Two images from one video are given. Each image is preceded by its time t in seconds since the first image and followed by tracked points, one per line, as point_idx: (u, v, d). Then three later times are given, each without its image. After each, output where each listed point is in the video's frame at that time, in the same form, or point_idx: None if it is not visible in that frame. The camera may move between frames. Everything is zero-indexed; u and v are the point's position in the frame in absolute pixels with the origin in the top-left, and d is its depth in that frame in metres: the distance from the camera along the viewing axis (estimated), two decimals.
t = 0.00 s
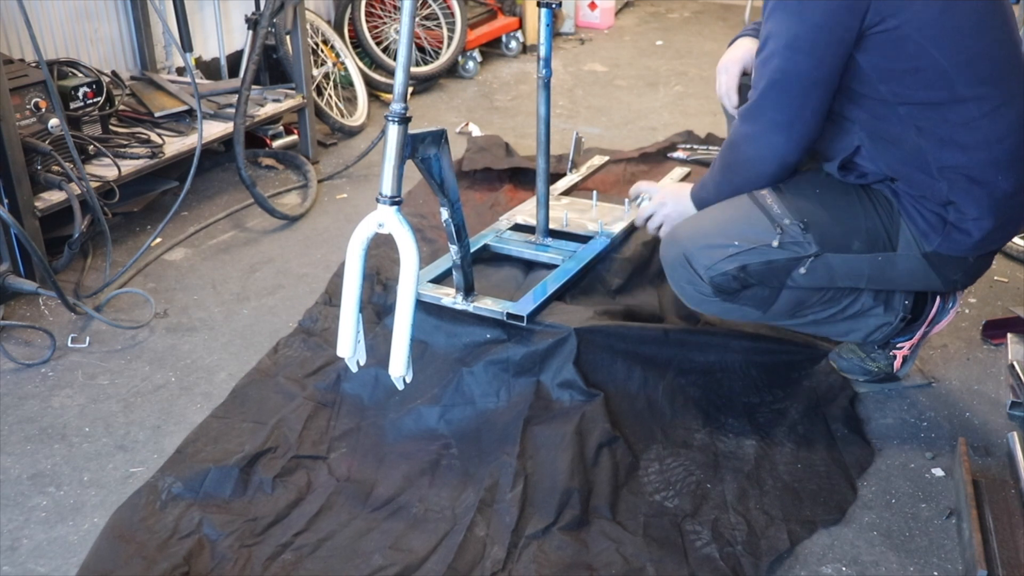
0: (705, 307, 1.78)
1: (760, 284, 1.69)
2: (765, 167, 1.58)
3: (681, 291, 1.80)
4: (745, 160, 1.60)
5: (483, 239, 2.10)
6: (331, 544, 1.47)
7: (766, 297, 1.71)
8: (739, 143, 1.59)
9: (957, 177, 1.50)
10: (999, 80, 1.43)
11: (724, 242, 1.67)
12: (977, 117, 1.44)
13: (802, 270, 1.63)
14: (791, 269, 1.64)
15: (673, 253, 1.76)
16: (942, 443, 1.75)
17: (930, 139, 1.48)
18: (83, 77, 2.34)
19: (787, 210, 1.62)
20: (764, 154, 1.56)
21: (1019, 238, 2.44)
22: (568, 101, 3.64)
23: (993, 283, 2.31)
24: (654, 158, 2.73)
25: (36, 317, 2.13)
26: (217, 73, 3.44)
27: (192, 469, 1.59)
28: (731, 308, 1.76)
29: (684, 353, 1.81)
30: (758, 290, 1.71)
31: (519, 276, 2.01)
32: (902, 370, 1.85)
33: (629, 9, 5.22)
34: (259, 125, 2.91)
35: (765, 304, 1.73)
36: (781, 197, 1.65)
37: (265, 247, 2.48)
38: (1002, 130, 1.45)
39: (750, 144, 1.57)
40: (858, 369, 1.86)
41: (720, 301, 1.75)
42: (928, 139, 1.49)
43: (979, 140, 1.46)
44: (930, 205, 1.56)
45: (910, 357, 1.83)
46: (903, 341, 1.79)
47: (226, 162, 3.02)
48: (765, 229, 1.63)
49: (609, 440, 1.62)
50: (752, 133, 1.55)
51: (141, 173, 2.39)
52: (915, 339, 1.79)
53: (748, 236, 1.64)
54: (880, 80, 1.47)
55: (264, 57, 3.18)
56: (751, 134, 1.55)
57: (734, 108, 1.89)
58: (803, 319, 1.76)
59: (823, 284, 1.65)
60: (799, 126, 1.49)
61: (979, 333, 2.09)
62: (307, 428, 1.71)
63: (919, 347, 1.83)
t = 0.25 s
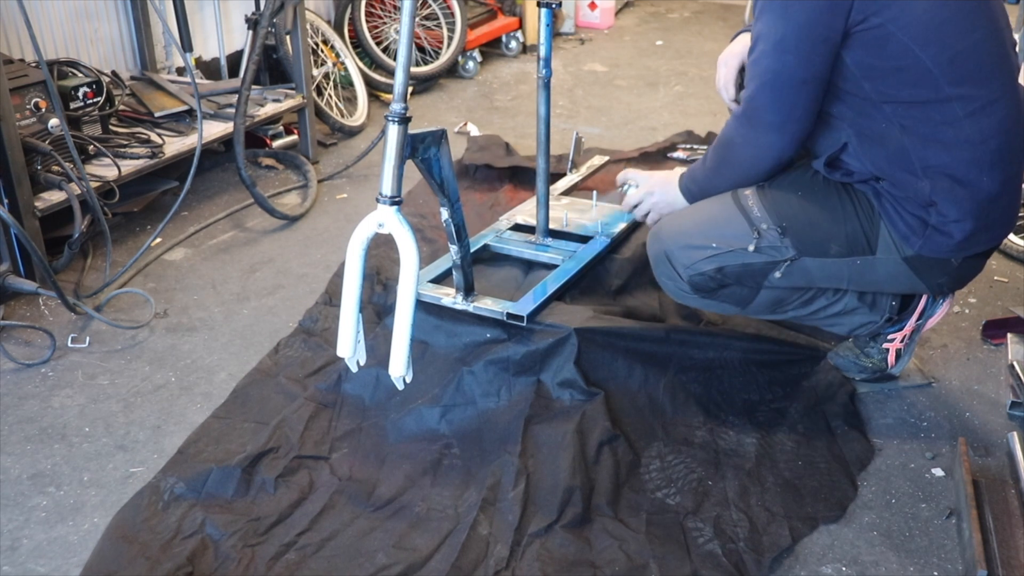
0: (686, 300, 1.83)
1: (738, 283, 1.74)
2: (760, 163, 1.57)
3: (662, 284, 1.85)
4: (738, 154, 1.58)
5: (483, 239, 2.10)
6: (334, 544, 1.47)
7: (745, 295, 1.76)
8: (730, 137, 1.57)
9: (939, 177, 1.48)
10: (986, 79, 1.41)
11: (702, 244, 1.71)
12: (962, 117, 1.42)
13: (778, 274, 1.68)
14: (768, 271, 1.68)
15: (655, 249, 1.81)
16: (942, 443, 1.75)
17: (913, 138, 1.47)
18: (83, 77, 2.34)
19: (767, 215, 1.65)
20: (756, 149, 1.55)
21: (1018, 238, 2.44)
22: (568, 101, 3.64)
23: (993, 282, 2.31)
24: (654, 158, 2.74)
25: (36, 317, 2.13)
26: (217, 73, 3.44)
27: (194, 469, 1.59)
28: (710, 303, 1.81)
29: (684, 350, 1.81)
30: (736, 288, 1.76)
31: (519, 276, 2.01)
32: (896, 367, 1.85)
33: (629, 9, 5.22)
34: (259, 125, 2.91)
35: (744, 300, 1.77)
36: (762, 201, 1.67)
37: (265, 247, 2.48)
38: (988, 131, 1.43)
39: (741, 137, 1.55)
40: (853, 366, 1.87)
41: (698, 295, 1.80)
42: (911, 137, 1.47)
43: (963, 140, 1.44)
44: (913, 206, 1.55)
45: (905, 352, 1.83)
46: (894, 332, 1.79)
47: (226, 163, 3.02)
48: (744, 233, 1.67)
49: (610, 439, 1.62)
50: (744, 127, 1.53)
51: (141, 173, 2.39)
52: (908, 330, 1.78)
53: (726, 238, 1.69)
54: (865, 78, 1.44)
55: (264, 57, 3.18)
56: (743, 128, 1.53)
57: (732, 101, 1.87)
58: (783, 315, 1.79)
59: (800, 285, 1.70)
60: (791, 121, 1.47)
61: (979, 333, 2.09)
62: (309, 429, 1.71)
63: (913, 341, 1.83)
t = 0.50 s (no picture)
0: (680, 299, 1.84)
1: (730, 281, 1.74)
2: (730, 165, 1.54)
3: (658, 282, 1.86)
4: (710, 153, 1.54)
5: (483, 239, 2.10)
6: (334, 544, 1.47)
7: (737, 294, 1.76)
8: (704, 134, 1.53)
9: (931, 176, 1.49)
10: (979, 79, 1.41)
11: (694, 240, 1.74)
12: (953, 116, 1.43)
13: (768, 271, 1.68)
14: (759, 269, 1.69)
15: (648, 247, 1.83)
16: (942, 443, 1.75)
17: (905, 137, 1.47)
18: (83, 77, 2.34)
19: (758, 212, 1.68)
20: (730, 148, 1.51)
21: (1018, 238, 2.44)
22: (568, 101, 3.64)
23: (994, 282, 2.31)
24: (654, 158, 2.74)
25: (36, 317, 2.13)
26: (217, 73, 3.44)
27: (194, 469, 1.59)
28: (703, 301, 1.81)
29: (683, 350, 1.81)
30: (728, 287, 1.76)
31: (519, 276, 2.01)
32: (895, 368, 1.85)
33: (629, 9, 5.22)
34: (259, 125, 2.91)
35: (737, 299, 1.78)
36: (755, 199, 1.70)
37: (265, 247, 2.48)
38: (980, 130, 1.44)
39: (717, 135, 1.51)
40: (852, 366, 1.87)
41: (691, 294, 1.81)
42: (902, 136, 1.47)
43: (955, 139, 1.45)
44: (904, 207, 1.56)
45: (905, 352, 1.83)
46: (893, 333, 1.80)
47: (226, 163, 3.02)
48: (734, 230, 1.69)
49: (610, 439, 1.62)
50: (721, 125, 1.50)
51: (141, 173, 2.39)
52: (907, 331, 1.79)
53: (717, 236, 1.71)
54: (856, 79, 1.43)
55: (264, 57, 3.18)
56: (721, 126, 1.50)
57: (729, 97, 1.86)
58: (779, 314, 1.79)
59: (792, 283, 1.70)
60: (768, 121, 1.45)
61: (979, 333, 2.09)
62: (309, 429, 1.71)
63: (912, 342, 1.83)
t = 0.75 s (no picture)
0: (680, 297, 1.83)
1: (728, 279, 1.74)
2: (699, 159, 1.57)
3: (656, 281, 1.86)
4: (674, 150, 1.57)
5: (483, 239, 2.10)
6: (334, 544, 1.47)
7: (736, 292, 1.76)
8: (673, 127, 1.55)
9: (927, 175, 1.49)
10: (971, 78, 1.41)
11: (693, 238, 1.73)
12: (946, 115, 1.43)
13: (768, 269, 1.68)
14: (758, 267, 1.69)
15: (647, 245, 1.82)
16: (942, 443, 1.75)
17: (898, 137, 1.48)
18: (83, 77, 2.34)
19: (758, 209, 1.67)
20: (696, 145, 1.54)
21: (1019, 238, 2.44)
22: (569, 101, 3.64)
23: (994, 282, 2.31)
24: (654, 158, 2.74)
25: (36, 317, 2.13)
26: (217, 73, 3.44)
27: (194, 469, 1.59)
28: (702, 299, 1.80)
29: (684, 350, 1.81)
30: (728, 285, 1.75)
31: (519, 276, 2.01)
32: (896, 368, 1.86)
33: (629, 9, 5.22)
34: (259, 125, 2.91)
35: (736, 297, 1.77)
36: (755, 196, 1.69)
37: (265, 247, 2.48)
38: (973, 128, 1.44)
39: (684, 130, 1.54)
40: (852, 366, 1.87)
41: (691, 292, 1.80)
42: (896, 136, 1.48)
43: (949, 138, 1.45)
44: (903, 205, 1.55)
45: (905, 353, 1.83)
46: (893, 334, 1.80)
47: (226, 162, 3.02)
48: (734, 228, 1.69)
49: (610, 439, 1.62)
50: (691, 123, 1.52)
51: (141, 173, 2.39)
52: (907, 332, 1.79)
53: (717, 233, 1.70)
54: (845, 82, 1.44)
55: (264, 57, 3.18)
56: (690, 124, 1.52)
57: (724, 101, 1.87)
58: (779, 313, 1.79)
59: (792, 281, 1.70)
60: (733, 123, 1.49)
61: (979, 333, 2.09)
62: (309, 429, 1.71)
63: (913, 343, 1.84)
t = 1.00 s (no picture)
0: (690, 299, 1.86)
1: (739, 281, 1.75)
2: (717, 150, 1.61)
3: (667, 282, 1.88)
4: (704, 141, 1.61)
5: (483, 239, 2.10)
6: (334, 544, 1.47)
7: (746, 294, 1.77)
8: (696, 119, 1.61)
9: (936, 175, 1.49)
10: (979, 75, 1.41)
11: (705, 241, 1.75)
12: (954, 114, 1.43)
13: (781, 273, 1.69)
14: (770, 271, 1.70)
15: (659, 245, 1.84)
16: (942, 444, 1.75)
17: (907, 136, 1.48)
18: (83, 77, 2.34)
19: (770, 214, 1.67)
20: (722, 138, 1.58)
21: (1019, 238, 2.44)
22: (568, 101, 3.64)
23: (993, 283, 2.31)
24: (654, 157, 2.74)
25: (36, 317, 2.13)
26: (218, 73, 3.44)
27: (194, 469, 1.59)
28: (712, 301, 1.82)
29: (684, 350, 1.80)
30: (739, 289, 1.77)
31: (519, 276, 2.01)
32: (897, 370, 1.86)
33: (629, 9, 5.23)
34: (259, 125, 2.91)
35: (746, 301, 1.79)
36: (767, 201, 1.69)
37: (265, 247, 2.48)
38: (981, 127, 1.44)
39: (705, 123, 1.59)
40: (852, 367, 1.88)
41: (701, 295, 1.82)
42: (903, 136, 1.48)
43: (958, 136, 1.45)
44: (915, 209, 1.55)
45: (905, 355, 1.83)
46: (896, 337, 1.80)
47: (226, 162, 3.02)
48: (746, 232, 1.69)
49: (610, 439, 1.62)
50: (711, 117, 1.56)
51: (141, 173, 2.39)
52: (910, 335, 1.79)
53: (728, 237, 1.72)
54: (853, 81, 1.44)
55: (264, 57, 3.18)
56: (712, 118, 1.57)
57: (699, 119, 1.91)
58: (787, 316, 1.81)
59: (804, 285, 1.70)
60: (749, 120, 1.52)
61: (979, 333, 2.09)
62: (309, 429, 1.71)
63: (915, 345, 1.83)
